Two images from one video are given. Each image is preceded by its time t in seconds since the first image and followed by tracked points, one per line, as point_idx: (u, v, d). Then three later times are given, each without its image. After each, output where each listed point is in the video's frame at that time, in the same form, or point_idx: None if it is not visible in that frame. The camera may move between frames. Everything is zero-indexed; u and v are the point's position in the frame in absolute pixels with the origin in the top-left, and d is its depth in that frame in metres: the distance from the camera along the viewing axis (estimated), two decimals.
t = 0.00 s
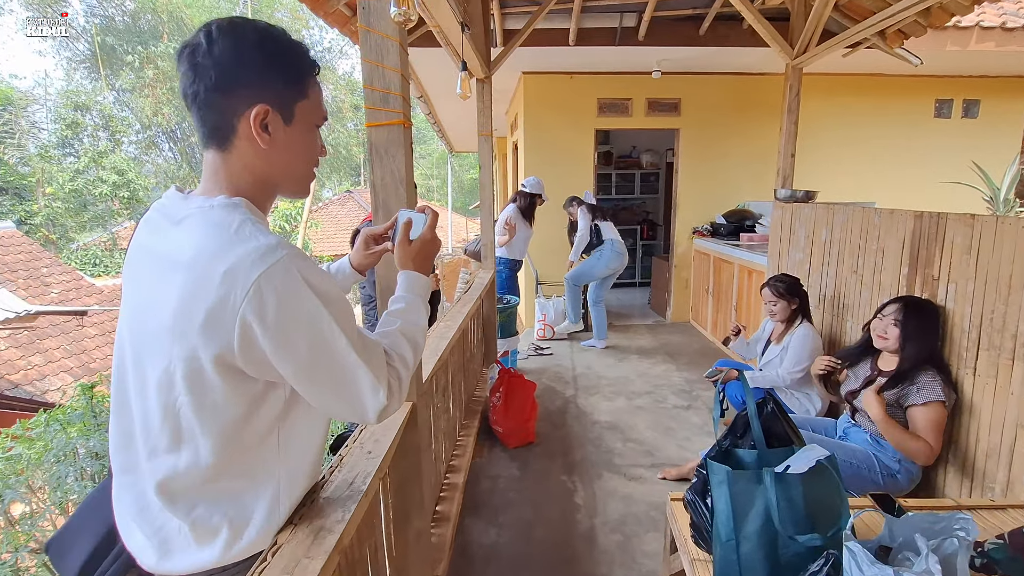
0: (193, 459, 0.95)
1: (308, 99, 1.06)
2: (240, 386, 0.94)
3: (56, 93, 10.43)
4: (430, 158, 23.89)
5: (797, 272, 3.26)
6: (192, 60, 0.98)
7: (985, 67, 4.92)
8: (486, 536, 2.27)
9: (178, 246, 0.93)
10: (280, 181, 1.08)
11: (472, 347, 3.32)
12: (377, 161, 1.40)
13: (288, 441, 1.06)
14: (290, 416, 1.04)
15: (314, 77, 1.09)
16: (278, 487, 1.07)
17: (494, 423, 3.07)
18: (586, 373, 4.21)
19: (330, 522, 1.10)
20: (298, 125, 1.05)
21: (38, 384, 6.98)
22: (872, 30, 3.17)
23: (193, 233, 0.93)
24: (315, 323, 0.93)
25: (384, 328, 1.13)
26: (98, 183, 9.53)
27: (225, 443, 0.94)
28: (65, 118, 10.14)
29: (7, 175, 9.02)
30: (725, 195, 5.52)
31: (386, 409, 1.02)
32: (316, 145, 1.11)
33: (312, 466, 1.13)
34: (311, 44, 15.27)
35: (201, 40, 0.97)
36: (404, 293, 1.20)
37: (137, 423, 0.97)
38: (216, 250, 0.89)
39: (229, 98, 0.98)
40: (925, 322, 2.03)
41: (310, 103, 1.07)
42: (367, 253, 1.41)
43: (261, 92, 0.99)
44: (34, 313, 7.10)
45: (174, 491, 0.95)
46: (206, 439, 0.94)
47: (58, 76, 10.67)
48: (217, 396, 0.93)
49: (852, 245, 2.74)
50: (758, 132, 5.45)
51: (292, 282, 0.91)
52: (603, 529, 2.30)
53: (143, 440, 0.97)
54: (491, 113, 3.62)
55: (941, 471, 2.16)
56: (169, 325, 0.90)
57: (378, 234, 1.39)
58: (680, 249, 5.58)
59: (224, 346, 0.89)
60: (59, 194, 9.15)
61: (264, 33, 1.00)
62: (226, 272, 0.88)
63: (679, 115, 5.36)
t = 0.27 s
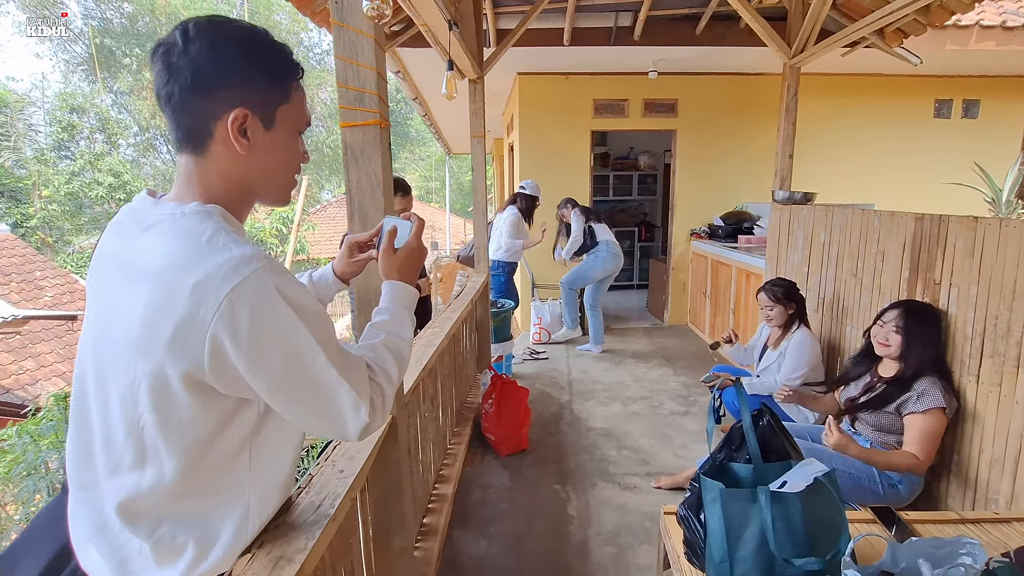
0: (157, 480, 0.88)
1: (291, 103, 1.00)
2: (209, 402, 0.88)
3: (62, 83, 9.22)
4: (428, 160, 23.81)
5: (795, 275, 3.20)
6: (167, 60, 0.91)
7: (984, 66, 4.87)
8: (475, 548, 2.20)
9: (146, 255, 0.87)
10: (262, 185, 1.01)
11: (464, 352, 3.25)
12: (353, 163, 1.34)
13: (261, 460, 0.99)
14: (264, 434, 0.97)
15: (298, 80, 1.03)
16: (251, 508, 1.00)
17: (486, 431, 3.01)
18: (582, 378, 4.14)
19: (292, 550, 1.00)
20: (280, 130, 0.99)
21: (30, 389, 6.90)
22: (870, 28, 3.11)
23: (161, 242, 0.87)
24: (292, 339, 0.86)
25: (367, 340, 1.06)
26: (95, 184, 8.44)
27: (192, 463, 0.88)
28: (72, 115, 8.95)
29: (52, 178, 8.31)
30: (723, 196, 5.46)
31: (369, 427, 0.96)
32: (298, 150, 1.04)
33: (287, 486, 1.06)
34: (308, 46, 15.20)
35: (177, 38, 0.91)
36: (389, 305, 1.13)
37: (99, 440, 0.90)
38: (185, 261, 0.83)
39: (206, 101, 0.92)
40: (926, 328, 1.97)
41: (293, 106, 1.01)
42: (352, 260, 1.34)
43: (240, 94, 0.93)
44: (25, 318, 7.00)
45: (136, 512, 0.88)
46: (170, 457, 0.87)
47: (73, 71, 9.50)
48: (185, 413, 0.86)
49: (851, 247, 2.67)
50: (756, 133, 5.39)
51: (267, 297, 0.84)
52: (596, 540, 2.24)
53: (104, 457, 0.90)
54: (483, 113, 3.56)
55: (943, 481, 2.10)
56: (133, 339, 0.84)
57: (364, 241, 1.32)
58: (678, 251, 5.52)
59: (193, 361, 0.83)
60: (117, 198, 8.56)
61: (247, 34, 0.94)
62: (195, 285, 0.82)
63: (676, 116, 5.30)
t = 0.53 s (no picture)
0: (143, 491, 0.84)
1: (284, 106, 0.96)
2: (200, 411, 0.85)
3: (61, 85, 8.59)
4: (428, 162, 23.80)
5: (792, 276, 3.16)
6: (158, 60, 0.88)
7: (982, 65, 4.85)
8: (469, 555, 2.16)
9: (135, 260, 0.84)
10: (252, 189, 0.97)
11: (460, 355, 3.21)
12: (337, 165, 1.32)
13: (252, 469, 0.95)
14: (254, 443, 0.94)
15: (292, 83, 1.00)
16: (240, 519, 0.96)
17: (481, 435, 2.97)
18: (579, 381, 4.10)
19: (269, 565, 0.95)
20: (274, 135, 0.96)
21: (26, 393, 6.85)
22: (866, 27, 3.08)
23: (150, 246, 0.83)
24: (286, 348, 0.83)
25: (360, 348, 1.02)
26: (94, 188, 7.94)
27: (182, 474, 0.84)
28: (70, 118, 8.45)
29: (51, 182, 7.77)
30: (720, 197, 5.43)
31: (363, 435, 0.93)
32: (291, 155, 1.01)
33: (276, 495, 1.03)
34: (306, 48, 15.14)
35: (169, 39, 0.87)
36: (381, 310, 1.10)
37: (84, 448, 0.87)
38: (175, 267, 0.80)
39: (198, 103, 0.88)
40: (928, 330, 1.94)
41: (286, 111, 0.97)
42: (344, 263, 1.31)
43: (233, 97, 0.89)
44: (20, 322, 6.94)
45: (121, 521, 0.85)
46: (159, 465, 0.84)
47: (72, 74, 8.89)
48: (175, 422, 0.83)
49: (850, 248, 2.64)
50: (755, 133, 5.36)
51: (261, 305, 0.82)
52: (592, 546, 2.20)
53: (89, 466, 0.86)
54: (477, 114, 3.52)
55: (945, 485, 2.06)
56: (120, 346, 0.81)
57: (356, 243, 1.29)
58: (676, 252, 5.49)
59: (183, 370, 0.80)
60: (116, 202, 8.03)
61: (241, 35, 0.91)
62: (186, 293, 0.79)
63: (673, 116, 5.27)
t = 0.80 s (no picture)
0: (139, 499, 0.82)
1: (282, 108, 0.94)
2: (198, 416, 0.83)
3: (59, 88, 8.64)
4: (427, 163, 23.79)
5: (793, 277, 3.14)
6: (154, 61, 0.85)
7: (981, 64, 4.83)
8: (467, 562, 2.13)
9: (131, 262, 0.81)
10: (249, 193, 0.94)
11: (458, 358, 3.18)
12: (329, 166, 1.29)
13: (251, 474, 0.93)
14: (253, 448, 0.92)
15: (291, 84, 0.97)
16: (238, 525, 0.94)
17: (479, 438, 2.95)
18: (578, 383, 4.07)
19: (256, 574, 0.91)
20: (272, 137, 0.93)
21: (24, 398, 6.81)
22: (866, 25, 3.06)
23: (146, 249, 0.81)
24: (289, 351, 0.82)
25: (361, 348, 1.00)
26: (93, 191, 7.79)
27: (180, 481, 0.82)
28: (68, 121, 8.44)
29: (50, 186, 7.69)
30: (720, 197, 5.40)
31: (366, 436, 0.92)
32: (290, 156, 0.98)
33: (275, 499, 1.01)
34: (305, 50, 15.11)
35: (166, 39, 0.84)
36: (381, 311, 1.08)
37: (76, 455, 0.84)
38: (174, 270, 0.78)
39: (195, 105, 0.86)
40: (930, 332, 1.92)
41: (285, 112, 0.95)
42: (339, 263, 1.28)
43: (232, 98, 0.86)
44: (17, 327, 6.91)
45: (113, 529, 0.82)
46: (154, 471, 0.81)
47: (71, 78, 8.90)
48: (173, 427, 0.81)
49: (850, 247, 2.62)
50: (754, 133, 5.34)
51: (263, 308, 0.80)
52: (592, 551, 2.18)
53: (81, 473, 0.84)
54: (475, 115, 3.50)
55: (948, 487, 2.04)
56: (116, 351, 0.78)
57: (351, 243, 1.25)
58: (675, 253, 5.47)
59: (182, 374, 0.78)
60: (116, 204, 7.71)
61: (239, 36, 0.88)
62: (186, 296, 0.77)
63: (671, 116, 5.25)
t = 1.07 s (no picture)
0: (126, 516, 0.78)
1: (274, 106, 0.91)
2: (187, 428, 0.79)
3: (59, 91, 8.46)
4: (426, 165, 23.77)
5: (795, 278, 3.11)
6: (139, 57, 0.80)
7: (983, 61, 4.79)
8: (466, 569, 2.09)
9: (114, 267, 0.77)
10: (239, 194, 0.90)
11: (456, 361, 3.14)
12: (321, 167, 1.26)
13: (243, 487, 0.89)
14: (244, 459, 0.88)
15: (281, 80, 0.93)
16: (230, 539, 0.91)
17: (478, 442, 2.91)
18: (579, 385, 4.03)
19: None
20: (265, 136, 0.89)
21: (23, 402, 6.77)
22: (868, 23, 3.02)
23: (131, 253, 0.77)
24: (282, 357, 0.78)
25: (357, 353, 0.96)
26: (92, 194, 7.76)
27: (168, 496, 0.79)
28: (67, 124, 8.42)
29: (49, 189, 7.68)
30: (720, 197, 5.37)
31: (364, 444, 0.88)
32: (281, 156, 0.94)
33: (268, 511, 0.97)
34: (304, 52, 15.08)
35: (151, 35, 0.80)
36: (377, 314, 1.03)
37: (57, 471, 0.80)
38: (160, 275, 0.75)
39: (184, 103, 0.82)
40: (936, 334, 1.88)
41: (276, 109, 0.91)
42: (331, 266, 1.25)
43: (221, 95, 0.83)
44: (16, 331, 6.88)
45: (96, 547, 0.78)
46: (139, 486, 0.77)
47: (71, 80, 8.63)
48: (160, 440, 0.77)
49: (854, 247, 2.58)
50: (754, 133, 5.31)
51: (255, 314, 0.76)
52: (593, 558, 2.14)
53: (63, 489, 0.80)
54: (472, 115, 3.46)
55: (956, 492, 2.00)
56: (99, 361, 0.75)
57: (344, 246, 1.21)
58: (675, 253, 5.43)
59: (170, 385, 0.74)
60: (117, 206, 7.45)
61: (230, 31, 0.84)
62: (173, 302, 0.73)
63: (671, 116, 5.21)
